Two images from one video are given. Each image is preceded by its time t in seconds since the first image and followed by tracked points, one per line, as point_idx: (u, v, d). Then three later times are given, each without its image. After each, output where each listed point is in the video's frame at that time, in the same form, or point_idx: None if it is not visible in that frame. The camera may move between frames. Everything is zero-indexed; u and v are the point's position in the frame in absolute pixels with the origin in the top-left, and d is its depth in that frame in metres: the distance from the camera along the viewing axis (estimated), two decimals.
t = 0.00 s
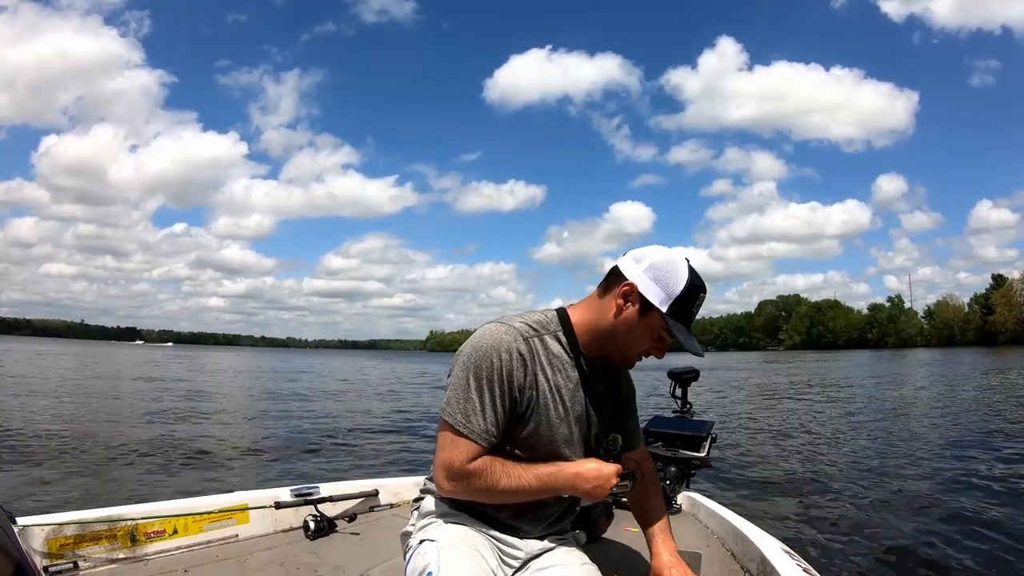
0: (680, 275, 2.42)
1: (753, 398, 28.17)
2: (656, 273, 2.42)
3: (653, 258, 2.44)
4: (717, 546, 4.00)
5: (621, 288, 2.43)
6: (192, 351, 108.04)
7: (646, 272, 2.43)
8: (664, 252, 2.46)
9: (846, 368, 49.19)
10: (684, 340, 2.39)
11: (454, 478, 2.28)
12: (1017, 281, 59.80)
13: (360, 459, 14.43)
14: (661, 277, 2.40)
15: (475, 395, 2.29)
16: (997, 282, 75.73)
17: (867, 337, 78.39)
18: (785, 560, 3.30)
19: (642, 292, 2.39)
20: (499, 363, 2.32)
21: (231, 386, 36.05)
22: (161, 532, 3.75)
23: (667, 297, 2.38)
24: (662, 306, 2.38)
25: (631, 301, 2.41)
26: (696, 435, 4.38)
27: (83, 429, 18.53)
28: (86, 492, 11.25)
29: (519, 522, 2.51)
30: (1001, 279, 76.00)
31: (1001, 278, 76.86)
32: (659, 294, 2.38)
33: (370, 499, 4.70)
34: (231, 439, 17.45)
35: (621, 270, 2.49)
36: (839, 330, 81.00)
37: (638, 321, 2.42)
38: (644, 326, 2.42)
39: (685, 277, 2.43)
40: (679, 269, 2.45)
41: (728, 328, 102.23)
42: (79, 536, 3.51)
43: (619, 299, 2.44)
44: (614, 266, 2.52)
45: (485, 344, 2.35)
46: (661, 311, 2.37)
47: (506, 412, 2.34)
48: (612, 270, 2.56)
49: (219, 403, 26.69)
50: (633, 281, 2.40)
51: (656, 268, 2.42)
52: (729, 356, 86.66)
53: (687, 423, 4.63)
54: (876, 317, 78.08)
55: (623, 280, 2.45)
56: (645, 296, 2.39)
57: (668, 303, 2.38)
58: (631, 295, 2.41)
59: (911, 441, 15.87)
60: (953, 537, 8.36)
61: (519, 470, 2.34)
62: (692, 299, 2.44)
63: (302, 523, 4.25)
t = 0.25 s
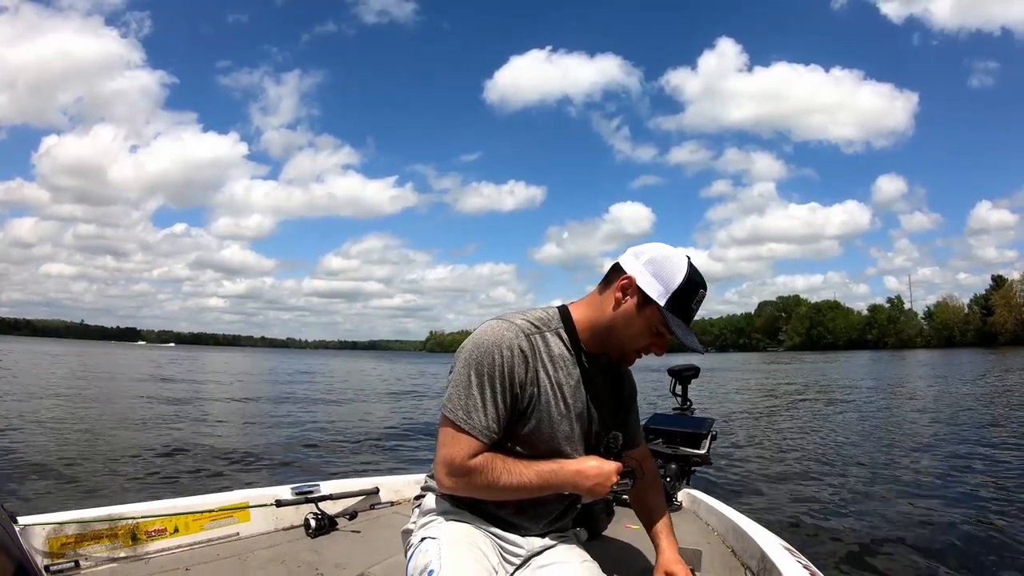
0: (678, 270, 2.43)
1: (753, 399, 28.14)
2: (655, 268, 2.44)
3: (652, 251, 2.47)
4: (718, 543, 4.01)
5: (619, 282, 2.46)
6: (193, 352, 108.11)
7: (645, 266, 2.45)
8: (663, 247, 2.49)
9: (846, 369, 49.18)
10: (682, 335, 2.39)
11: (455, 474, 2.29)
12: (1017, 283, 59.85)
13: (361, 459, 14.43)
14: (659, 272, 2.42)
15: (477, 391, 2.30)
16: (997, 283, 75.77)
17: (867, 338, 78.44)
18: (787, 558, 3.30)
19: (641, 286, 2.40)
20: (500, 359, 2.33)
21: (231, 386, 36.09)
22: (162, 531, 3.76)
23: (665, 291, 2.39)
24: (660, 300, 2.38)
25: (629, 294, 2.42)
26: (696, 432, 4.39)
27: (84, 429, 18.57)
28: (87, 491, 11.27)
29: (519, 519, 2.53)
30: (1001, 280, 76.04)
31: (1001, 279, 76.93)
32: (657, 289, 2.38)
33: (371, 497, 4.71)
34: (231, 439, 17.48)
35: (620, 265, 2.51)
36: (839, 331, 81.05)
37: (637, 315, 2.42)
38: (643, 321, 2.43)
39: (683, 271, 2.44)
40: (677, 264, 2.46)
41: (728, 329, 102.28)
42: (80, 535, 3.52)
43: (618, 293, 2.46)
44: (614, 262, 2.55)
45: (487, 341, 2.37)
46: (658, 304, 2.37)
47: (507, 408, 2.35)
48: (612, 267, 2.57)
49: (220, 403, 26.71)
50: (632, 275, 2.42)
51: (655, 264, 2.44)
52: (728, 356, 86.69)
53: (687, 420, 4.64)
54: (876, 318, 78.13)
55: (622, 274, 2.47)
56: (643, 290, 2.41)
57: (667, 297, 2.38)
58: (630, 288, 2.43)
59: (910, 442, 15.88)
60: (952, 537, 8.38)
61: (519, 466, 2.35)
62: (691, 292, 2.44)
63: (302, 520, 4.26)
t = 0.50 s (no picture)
0: (676, 267, 2.45)
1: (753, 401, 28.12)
2: (652, 264, 2.45)
3: (650, 249, 2.47)
4: (717, 541, 4.02)
5: (618, 280, 2.46)
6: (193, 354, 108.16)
7: (643, 264, 2.45)
8: (661, 244, 2.49)
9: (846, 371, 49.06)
10: (681, 332, 2.41)
11: (453, 469, 2.30)
12: (1017, 285, 59.79)
13: (361, 460, 14.43)
14: (657, 268, 2.43)
15: (474, 386, 2.31)
16: (997, 284, 75.70)
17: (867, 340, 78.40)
18: (786, 557, 3.31)
19: (639, 285, 2.41)
20: (497, 354, 2.34)
21: (231, 388, 36.10)
22: (162, 526, 3.77)
23: (664, 287, 2.40)
24: (659, 298, 2.40)
25: (627, 293, 2.43)
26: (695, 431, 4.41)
27: (84, 430, 18.61)
28: (87, 492, 11.28)
29: (517, 517, 2.54)
30: (1001, 282, 75.99)
31: (1001, 281, 76.84)
32: (656, 286, 2.40)
33: (370, 494, 4.71)
34: (231, 440, 17.52)
35: (619, 262, 2.52)
36: (839, 332, 81.00)
37: (635, 313, 2.44)
38: (642, 317, 2.45)
39: (681, 268, 2.45)
40: (676, 261, 2.47)
41: (728, 330, 102.26)
42: (80, 530, 3.52)
43: (616, 291, 2.47)
44: (612, 259, 2.55)
45: (484, 336, 2.38)
46: (658, 302, 2.39)
47: (505, 403, 2.37)
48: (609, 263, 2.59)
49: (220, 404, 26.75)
50: (630, 273, 2.43)
51: (653, 260, 2.45)
52: (728, 358, 86.59)
53: (687, 419, 4.65)
54: (876, 320, 78.11)
55: (620, 272, 2.48)
56: (642, 289, 2.42)
57: (666, 295, 2.39)
58: (629, 287, 2.44)
59: (909, 443, 15.89)
60: (951, 538, 8.38)
61: (517, 462, 2.36)
62: (689, 290, 2.46)
63: (302, 517, 4.27)
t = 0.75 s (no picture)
0: (676, 271, 2.45)
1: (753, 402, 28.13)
2: (652, 268, 2.45)
3: (648, 254, 2.46)
4: (715, 543, 4.02)
5: (617, 285, 2.46)
6: (193, 355, 108.06)
7: (641, 270, 2.44)
8: (659, 247, 2.49)
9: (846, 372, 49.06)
10: (682, 333, 2.45)
11: (451, 471, 2.31)
12: (1017, 286, 59.87)
13: (361, 461, 14.43)
14: (657, 273, 2.43)
15: (472, 388, 2.32)
16: (997, 286, 75.73)
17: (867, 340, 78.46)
18: (784, 559, 3.31)
19: (639, 290, 2.42)
20: (494, 356, 2.35)
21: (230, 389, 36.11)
22: (161, 524, 3.77)
23: (664, 292, 2.42)
24: (660, 302, 2.42)
25: (627, 299, 2.44)
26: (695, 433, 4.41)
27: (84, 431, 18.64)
28: (87, 493, 11.29)
29: (515, 517, 2.54)
30: (1000, 283, 76.05)
31: (1001, 282, 76.89)
32: (656, 290, 2.42)
33: (369, 493, 4.71)
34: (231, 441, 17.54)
35: (616, 266, 2.51)
36: (839, 334, 81.05)
37: (635, 317, 2.45)
38: (643, 321, 2.47)
39: (680, 270, 2.46)
40: (675, 264, 2.48)
41: (728, 331, 102.32)
42: (78, 528, 3.52)
43: (615, 296, 2.47)
44: (609, 263, 2.54)
45: (482, 338, 2.38)
46: (659, 307, 2.41)
47: (502, 404, 2.37)
48: (607, 265, 2.58)
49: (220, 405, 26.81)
50: (630, 279, 2.42)
51: (652, 263, 2.45)
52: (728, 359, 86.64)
53: (686, 420, 4.65)
54: (876, 321, 78.20)
55: (619, 277, 2.47)
56: (641, 294, 2.42)
57: (666, 299, 2.42)
58: (628, 293, 2.44)
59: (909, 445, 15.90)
60: (950, 540, 8.40)
61: (515, 463, 2.37)
62: (688, 292, 2.47)
63: (301, 516, 4.27)
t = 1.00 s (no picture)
0: (680, 276, 2.46)
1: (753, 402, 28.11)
2: (656, 274, 2.45)
3: (651, 260, 2.45)
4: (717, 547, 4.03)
5: (621, 292, 2.45)
6: (194, 357, 108.10)
7: (644, 277, 2.44)
8: (661, 253, 2.48)
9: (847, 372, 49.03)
10: (688, 340, 2.46)
11: (453, 479, 2.31)
12: (1017, 285, 59.90)
13: (361, 463, 14.41)
14: (660, 279, 2.43)
15: (473, 395, 2.32)
16: (997, 285, 75.72)
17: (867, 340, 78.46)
18: (786, 562, 3.32)
19: (643, 297, 2.42)
20: (496, 363, 2.36)
21: (230, 391, 36.11)
22: (161, 531, 3.78)
23: (667, 298, 2.42)
24: (663, 309, 2.42)
25: (631, 306, 2.44)
26: (695, 437, 4.40)
27: (84, 433, 18.67)
28: (89, 495, 11.31)
29: (516, 524, 2.54)
30: (1000, 283, 76.08)
31: (1001, 281, 76.89)
32: (660, 297, 2.42)
33: (370, 500, 4.71)
34: (232, 443, 17.57)
35: (619, 273, 2.50)
36: (839, 334, 81.04)
37: (639, 324, 2.46)
38: (647, 328, 2.48)
39: (684, 276, 2.46)
40: (679, 270, 2.48)
41: (728, 331, 102.33)
42: (78, 535, 3.54)
43: (619, 304, 2.47)
44: (613, 270, 2.53)
45: (483, 345, 2.38)
46: (663, 313, 2.41)
47: (504, 412, 2.37)
48: (609, 271, 2.57)
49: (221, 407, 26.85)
50: (633, 286, 2.43)
51: (656, 270, 2.44)
52: (728, 360, 86.62)
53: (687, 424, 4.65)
54: (876, 321, 78.22)
55: (623, 284, 2.47)
56: (645, 301, 2.43)
57: (670, 306, 2.42)
58: (632, 300, 2.44)
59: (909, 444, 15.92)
60: (951, 539, 8.40)
61: (517, 471, 2.37)
62: (692, 298, 2.48)
63: (301, 522, 4.27)
